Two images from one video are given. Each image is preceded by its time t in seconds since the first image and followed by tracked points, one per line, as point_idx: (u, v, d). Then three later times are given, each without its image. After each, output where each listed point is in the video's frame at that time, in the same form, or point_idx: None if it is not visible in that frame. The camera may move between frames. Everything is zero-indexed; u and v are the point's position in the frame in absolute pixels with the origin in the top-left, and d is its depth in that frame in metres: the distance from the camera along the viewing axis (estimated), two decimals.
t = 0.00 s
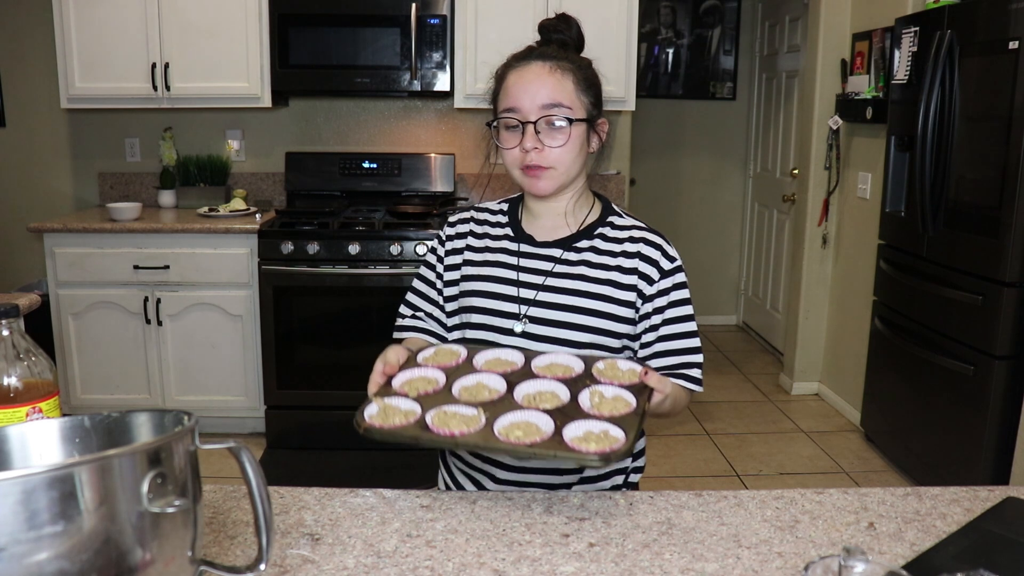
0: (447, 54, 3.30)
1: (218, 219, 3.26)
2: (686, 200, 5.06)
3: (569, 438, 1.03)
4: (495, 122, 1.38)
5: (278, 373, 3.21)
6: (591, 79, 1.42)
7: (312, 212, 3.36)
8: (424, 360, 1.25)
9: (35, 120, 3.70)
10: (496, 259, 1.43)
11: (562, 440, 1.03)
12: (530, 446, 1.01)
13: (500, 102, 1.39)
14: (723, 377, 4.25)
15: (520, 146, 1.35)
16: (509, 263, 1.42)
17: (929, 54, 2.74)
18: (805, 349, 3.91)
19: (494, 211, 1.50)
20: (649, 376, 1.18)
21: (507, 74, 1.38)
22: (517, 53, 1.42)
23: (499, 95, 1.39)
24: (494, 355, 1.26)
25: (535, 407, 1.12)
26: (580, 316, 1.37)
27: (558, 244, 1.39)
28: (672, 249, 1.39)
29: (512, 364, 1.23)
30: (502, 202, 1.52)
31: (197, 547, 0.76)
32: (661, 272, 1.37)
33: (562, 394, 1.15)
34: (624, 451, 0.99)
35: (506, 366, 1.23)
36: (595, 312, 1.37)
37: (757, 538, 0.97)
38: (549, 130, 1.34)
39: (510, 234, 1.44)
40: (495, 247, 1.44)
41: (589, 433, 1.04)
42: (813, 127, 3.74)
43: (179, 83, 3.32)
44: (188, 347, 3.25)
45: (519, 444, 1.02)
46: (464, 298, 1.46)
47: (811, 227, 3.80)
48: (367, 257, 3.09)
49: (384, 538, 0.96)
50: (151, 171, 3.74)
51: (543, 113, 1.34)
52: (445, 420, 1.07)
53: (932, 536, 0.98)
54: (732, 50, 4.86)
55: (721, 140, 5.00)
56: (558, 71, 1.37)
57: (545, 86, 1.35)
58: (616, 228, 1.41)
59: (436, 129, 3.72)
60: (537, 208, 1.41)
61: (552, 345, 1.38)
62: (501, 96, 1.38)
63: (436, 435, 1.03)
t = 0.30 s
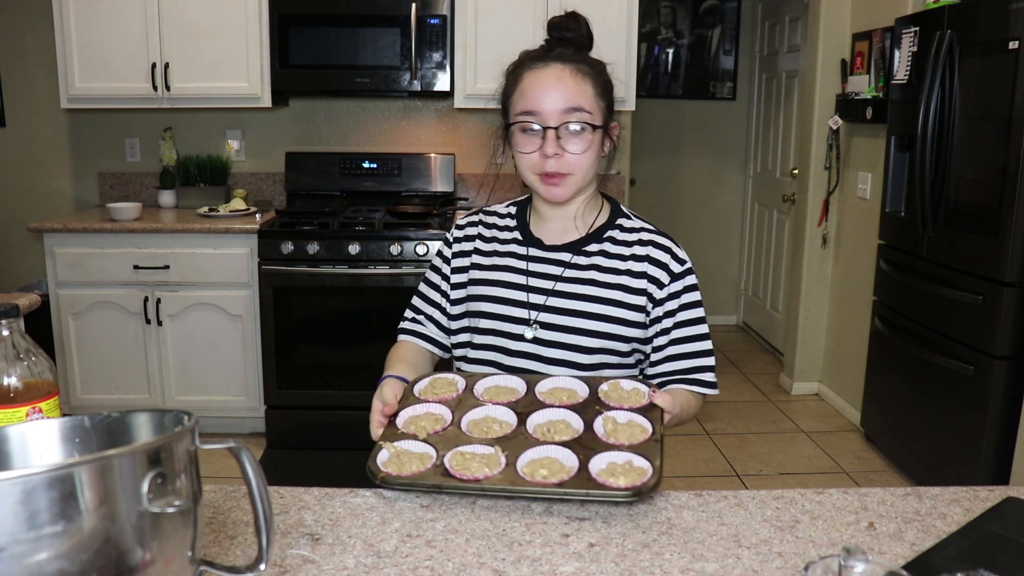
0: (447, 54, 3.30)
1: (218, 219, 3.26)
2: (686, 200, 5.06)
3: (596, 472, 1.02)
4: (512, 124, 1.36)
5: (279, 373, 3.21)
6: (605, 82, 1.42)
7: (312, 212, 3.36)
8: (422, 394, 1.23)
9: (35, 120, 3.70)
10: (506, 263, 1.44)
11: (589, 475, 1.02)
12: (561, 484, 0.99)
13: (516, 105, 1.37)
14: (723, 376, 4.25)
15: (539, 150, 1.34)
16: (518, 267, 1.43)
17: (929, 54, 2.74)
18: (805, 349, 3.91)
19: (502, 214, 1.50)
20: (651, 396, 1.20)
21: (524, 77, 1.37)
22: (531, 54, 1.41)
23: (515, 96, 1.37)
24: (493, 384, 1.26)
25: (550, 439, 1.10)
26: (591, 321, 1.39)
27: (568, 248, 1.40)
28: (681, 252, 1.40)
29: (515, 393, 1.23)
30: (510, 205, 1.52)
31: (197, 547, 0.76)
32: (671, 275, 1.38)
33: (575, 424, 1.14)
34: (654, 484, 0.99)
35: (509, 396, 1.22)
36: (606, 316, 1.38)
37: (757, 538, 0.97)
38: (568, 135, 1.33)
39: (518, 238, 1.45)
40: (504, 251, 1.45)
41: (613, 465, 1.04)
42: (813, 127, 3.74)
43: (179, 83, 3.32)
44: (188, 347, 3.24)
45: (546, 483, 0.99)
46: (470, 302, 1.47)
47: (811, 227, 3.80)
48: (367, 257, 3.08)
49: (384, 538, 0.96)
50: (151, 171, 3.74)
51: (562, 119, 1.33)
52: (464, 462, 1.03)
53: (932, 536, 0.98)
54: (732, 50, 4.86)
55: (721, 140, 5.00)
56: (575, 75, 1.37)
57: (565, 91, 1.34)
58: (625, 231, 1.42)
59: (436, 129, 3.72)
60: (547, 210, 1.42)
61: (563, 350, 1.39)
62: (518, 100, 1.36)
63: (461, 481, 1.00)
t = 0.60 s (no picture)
0: (447, 54, 3.30)
1: (218, 219, 3.26)
2: (687, 200, 5.05)
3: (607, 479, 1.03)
4: (522, 128, 1.36)
5: (280, 373, 3.21)
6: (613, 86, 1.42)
7: (312, 212, 3.36)
8: (420, 400, 1.21)
9: (35, 120, 3.70)
10: (513, 266, 1.43)
11: (608, 481, 1.02)
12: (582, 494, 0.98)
13: (525, 108, 1.37)
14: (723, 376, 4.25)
15: (551, 155, 1.33)
16: (526, 271, 1.42)
17: (929, 54, 2.74)
18: (805, 349, 3.91)
19: (505, 216, 1.50)
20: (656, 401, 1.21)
21: (534, 80, 1.37)
22: (541, 55, 1.41)
23: (526, 98, 1.37)
24: (490, 387, 1.26)
25: (559, 446, 1.10)
26: (600, 323, 1.39)
27: (576, 251, 1.41)
28: (685, 251, 1.40)
29: (515, 397, 1.23)
30: (513, 207, 1.52)
31: (197, 547, 0.76)
32: (676, 274, 1.39)
33: (581, 430, 1.14)
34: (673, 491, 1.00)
35: (511, 401, 1.22)
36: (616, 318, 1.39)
37: (757, 538, 0.97)
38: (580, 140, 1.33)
39: (524, 241, 1.45)
40: (510, 254, 1.45)
41: (629, 471, 1.04)
42: (813, 127, 3.74)
43: (179, 83, 3.32)
44: (188, 347, 3.24)
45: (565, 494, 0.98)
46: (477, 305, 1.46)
47: (811, 227, 3.80)
48: (368, 257, 3.08)
49: (384, 538, 0.96)
50: (151, 171, 3.74)
51: (574, 124, 1.33)
52: (478, 472, 1.02)
53: (932, 536, 0.98)
54: (732, 50, 4.86)
55: (721, 140, 5.00)
56: (586, 77, 1.36)
57: (576, 95, 1.34)
58: (630, 231, 1.42)
59: (436, 129, 3.71)
60: (553, 213, 1.42)
61: (576, 352, 1.39)
62: (529, 103, 1.36)
63: (480, 491, 0.99)
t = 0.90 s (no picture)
0: (447, 54, 3.30)
1: (218, 219, 3.26)
2: (687, 200, 5.05)
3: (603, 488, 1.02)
4: (514, 129, 1.36)
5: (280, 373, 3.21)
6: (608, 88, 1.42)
7: (311, 212, 3.36)
8: (406, 416, 1.18)
9: (35, 120, 3.70)
10: (509, 268, 1.43)
11: (613, 492, 1.01)
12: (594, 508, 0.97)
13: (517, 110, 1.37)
14: (723, 376, 4.25)
15: (541, 156, 1.33)
16: (522, 272, 1.42)
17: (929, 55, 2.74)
18: (805, 349, 3.91)
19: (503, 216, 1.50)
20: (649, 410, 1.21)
21: (525, 81, 1.37)
22: (533, 56, 1.40)
23: (518, 99, 1.37)
24: (478, 402, 1.25)
25: (558, 458, 1.09)
26: (595, 325, 1.39)
27: (570, 252, 1.40)
28: (681, 251, 1.40)
29: (504, 412, 1.22)
30: (511, 206, 1.52)
31: (197, 547, 0.76)
32: (671, 274, 1.39)
33: (577, 440, 1.14)
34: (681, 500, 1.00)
35: (500, 416, 1.20)
36: (611, 319, 1.39)
37: (757, 538, 0.97)
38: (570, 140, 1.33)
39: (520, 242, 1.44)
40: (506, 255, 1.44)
41: (633, 481, 1.03)
42: (813, 127, 3.74)
43: (179, 83, 3.32)
44: (188, 347, 3.24)
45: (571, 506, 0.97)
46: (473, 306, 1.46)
47: (811, 227, 3.80)
48: (368, 257, 3.08)
49: (384, 539, 0.96)
50: (151, 170, 3.74)
51: (564, 125, 1.33)
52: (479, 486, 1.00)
53: (932, 536, 0.98)
54: (732, 50, 4.86)
55: (721, 140, 4.99)
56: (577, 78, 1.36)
57: (567, 96, 1.34)
58: (627, 231, 1.42)
59: (436, 129, 3.71)
60: (549, 214, 1.42)
61: (570, 354, 1.40)
62: (520, 104, 1.36)
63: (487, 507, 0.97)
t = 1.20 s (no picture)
0: (447, 54, 3.30)
1: (218, 219, 3.26)
2: (687, 200, 5.05)
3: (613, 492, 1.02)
4: (506, 124, 1.37)
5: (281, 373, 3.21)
6: (607, 81, 1.40)
7: (312, 211, 3.36)
8: (399, 421, 1.18)
9: (35, 120, 3.70)
10: (511, 269, 1.45)
11: (612, 497, 1.00)
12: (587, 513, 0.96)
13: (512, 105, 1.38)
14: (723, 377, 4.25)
15: (529, 150, 1.34)
16: (523, 274, 1.43)
17: (929, 55, 2.74)
18: (805, 349, 3.91)
19: (509, 215, 1.51)
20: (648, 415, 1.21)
21: (518, 76, 1.38)
22: (532, 52, 1.41)
23: (513, 94, 1.38)
24: (473, 406, 1.24)
25: (554, 463, 1.08)
26: (594, 329, 1.39)
27: (572, 254, 1.40)
28: (687, 258, 1.39)
29: (500, 416, 1.21)
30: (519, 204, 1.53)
31: (197, 547, 0.76)
32: (675, 281, 1.37)
33: (574, 446, 1.13)
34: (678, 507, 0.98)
35: (496, 420, 1.20)
36: (611, 323, 1.38)
37: (757, 538, 0.97)
38: (558, 134, 1.33)
39: (524, 242, 1.45)
40: (510, 256, 1.46)
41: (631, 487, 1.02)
42: (813, 127, 3.74)
43: (179, 83, 3.33)
44: (188, 347, 3.24)
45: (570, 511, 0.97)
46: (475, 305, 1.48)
47: (811, 227, 3.80)
48: (368, 257, 3.08)
49: (384, 538, 0.96)
50: (151, 170, 3.74)
51: (552, 118, 1.33)
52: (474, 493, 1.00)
53: (932, 536, 0.98)
54: (732, 50, 4.86)
55: (721, 140, 4.99)
56: (572, 72, 1.36)
57: (558, 90, 1.34)
58: (631, 234, 1.42)
59: (436, 129, 3.71)
60: (551, 213, 1.43)
61: (567, 357, 1.40)
62: (513, 97, 1.37)
63: (479, 516, 0.96)
